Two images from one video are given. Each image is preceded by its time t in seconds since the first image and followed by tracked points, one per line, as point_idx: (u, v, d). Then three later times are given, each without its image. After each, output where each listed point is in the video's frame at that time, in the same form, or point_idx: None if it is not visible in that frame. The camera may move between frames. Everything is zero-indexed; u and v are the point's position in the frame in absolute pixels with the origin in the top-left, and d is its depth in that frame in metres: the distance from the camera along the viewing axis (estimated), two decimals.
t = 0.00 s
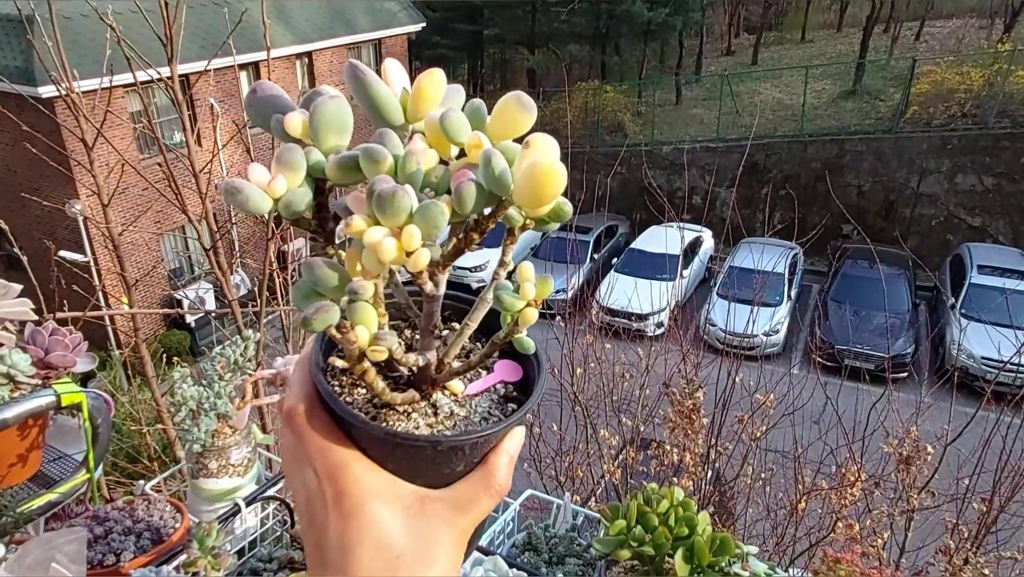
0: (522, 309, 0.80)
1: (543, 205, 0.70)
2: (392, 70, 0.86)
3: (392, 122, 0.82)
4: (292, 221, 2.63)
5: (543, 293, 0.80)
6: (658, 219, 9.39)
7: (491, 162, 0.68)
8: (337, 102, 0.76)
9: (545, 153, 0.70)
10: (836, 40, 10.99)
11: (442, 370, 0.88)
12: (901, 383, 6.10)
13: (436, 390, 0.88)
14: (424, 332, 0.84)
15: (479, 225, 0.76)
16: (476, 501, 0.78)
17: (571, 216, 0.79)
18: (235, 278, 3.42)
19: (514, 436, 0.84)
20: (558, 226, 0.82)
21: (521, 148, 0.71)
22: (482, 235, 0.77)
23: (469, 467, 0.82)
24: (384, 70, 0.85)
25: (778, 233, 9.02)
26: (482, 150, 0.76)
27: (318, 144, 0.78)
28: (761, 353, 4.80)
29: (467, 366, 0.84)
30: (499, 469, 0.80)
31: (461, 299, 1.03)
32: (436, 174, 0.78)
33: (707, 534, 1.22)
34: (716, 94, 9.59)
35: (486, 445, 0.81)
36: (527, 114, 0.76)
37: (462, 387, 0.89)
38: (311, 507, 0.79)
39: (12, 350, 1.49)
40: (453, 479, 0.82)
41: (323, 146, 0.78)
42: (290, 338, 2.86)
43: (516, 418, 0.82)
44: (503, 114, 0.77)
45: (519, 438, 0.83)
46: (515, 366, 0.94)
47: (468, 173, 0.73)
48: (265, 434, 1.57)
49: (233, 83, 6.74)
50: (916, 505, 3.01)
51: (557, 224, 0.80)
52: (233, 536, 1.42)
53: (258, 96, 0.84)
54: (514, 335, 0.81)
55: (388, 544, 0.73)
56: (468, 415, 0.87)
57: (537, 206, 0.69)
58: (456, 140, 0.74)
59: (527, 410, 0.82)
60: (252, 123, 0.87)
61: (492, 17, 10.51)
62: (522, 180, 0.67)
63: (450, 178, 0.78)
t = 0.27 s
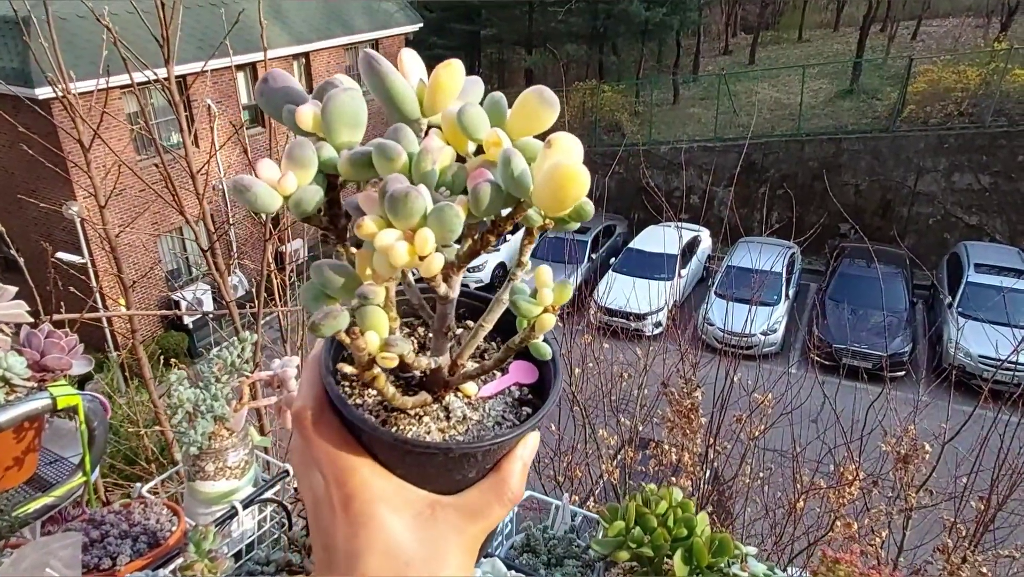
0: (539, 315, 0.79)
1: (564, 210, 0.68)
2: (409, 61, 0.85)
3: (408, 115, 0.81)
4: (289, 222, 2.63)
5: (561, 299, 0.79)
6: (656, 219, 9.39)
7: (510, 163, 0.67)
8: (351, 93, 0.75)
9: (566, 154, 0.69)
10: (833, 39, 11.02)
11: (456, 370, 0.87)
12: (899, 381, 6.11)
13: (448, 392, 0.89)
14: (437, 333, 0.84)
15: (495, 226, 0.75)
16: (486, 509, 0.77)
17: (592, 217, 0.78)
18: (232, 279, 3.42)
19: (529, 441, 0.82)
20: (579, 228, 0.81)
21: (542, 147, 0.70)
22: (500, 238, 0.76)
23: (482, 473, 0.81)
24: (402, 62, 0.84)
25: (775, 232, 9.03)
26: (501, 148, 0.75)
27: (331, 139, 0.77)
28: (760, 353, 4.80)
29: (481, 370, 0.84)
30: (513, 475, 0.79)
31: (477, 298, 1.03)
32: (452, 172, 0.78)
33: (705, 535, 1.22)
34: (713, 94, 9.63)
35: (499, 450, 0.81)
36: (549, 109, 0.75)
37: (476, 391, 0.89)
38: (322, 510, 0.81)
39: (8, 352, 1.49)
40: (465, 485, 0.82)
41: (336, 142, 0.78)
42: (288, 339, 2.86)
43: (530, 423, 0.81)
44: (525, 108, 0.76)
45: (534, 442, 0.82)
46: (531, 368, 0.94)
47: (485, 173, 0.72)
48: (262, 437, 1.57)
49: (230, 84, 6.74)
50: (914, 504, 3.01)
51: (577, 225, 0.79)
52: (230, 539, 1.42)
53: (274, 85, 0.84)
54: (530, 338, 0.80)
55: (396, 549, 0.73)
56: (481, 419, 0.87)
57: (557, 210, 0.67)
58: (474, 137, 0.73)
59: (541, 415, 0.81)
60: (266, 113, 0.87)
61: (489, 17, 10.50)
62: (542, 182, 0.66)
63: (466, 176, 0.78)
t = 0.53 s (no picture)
0: (540, 317, 0.78)
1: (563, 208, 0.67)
2: (405, 52, 0.84)
3: (402, 107, 0.81)
4: (287, 223, 2.63)
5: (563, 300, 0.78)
6: (653, 218, 9.40)
7: (504, 158, 0.66)
8: (341, 90, 0.74)
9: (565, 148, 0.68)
10: (829, 38, 11.03)
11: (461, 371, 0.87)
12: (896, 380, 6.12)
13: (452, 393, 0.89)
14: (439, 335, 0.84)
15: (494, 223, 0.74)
16: (493, 515, 0.79)
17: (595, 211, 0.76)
18: (230, 280, 3.42)
19: (536, 445, 0.83)
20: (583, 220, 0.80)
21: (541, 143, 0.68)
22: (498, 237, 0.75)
23: (486, 477, 0.82)
24: (397, 52, 0.84)
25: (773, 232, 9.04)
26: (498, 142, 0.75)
27: (323, 138, 0.77)
28: (758, 351, 4.80)
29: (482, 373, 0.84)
30: (519, 480, 0.80)
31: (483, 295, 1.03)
32: (447, 168, 0.77)
33: (703, 535, 1.22)
34: (710, 93, 9.66)
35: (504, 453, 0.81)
36: (549, 100, 0.74)
37: (481, 392, 0.89)
38: (324, 516, 0.81)
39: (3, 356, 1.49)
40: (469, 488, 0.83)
41: (327, 140, 0.77)
42: (286, 340, 2.86)
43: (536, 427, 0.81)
44: (524, 98, 0.75)
45: (541, 447, 0.83)
46: (538, 367, 0.94)
47: (481, 170, 0.72)
48: (259, 439, 1.56)
49: (226, 85, 6.72)
50: (913, 502, 3.02)
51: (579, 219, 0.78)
52: (227, 542, 1.41)
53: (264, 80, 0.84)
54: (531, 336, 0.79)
55: (403, 558, 0.74)
56: (486, 421, 0.87)
57: (554, 207, 0.66)
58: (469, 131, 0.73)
59: (547, 419, 0.81)
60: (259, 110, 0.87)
61: (486, 18, 10.50)
62: (538, 179, 0.65)
63: (462, 173, 0.77)
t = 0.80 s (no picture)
0: (548, 332, 0.79)
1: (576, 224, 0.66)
2: (418, 56, 0.84)
3: (414, 113, 0.80)
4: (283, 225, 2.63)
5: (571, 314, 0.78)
6: (650, 219, 9.41)
7: (515, 171, 0.65)
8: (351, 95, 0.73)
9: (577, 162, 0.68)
10: (825, 38, 11.05)
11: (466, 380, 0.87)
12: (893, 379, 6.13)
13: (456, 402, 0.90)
14: (446, 344, 0.85)
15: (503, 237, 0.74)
16: (496, 527, 0.78)
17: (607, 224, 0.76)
18: (226, 283, 3.42)
19: (540, 457, 0.83)
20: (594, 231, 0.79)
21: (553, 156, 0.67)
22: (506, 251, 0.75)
23: (490, 489, 0.81)
24: (410, 56, 0.83)
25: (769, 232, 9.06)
26: (509, 153, 0.74)
27: (331, 145, 0.77)
28: (755, 351, 4.81)
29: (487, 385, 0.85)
30: (522, 493, 0.80)
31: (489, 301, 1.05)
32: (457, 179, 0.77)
33: (699, 538, 1.22)
34: (706, 93, 9.68)
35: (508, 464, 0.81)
36: (563, 111, 0.73)
37: (486, 401, 0.90)
38: (326, 526, 0.81)
39: None
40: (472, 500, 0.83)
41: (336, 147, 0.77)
42: (283, 342, 2.86)
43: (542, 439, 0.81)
44: (536, 108, 0.74)
45: (546, 458, 0.83)
46: (545, 377, 0.95)
47: (491, 181, 0.71)
48: (253, 444, 1.57)
49: (222, 87, 6.71)
50: (909, 501, 3.03)
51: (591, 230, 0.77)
52: (222, 547, 1.41)
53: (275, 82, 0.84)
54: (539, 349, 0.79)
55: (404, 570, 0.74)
56: (492, 432, 0.87)
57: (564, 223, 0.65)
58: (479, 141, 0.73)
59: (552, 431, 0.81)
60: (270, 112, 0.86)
61: (482, 19, 10.51)
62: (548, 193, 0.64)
63: (472, 183, 0.78)
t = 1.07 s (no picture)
0: (562, 347, 0.78)
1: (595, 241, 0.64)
2: (433, 53, 0.82)
3: (428, 112, 0.79)
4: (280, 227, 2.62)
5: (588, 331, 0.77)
6: (648, 219, 9.41)
7: (533, 187, 0.63)
8: (362, 96, 0.71)
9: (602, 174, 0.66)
10: (822, 37, 11.05)
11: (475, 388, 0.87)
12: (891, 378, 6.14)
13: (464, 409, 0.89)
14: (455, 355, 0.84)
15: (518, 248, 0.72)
16: (502, 539, 0.79)
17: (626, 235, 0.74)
18: (224, 284, 3.41)
19: (550, 470, 0.82)
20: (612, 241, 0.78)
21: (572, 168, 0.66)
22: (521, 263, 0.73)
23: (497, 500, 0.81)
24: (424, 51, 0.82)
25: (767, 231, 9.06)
26: (526, 160, 0.73)
27: (342, 146, 0.75)
28: (753, 351, 4.81)
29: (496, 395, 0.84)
30: (531, 507, 0.79)
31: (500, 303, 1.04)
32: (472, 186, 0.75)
33: (697, 541, 1.21)
34: (704, 93, 9.69)
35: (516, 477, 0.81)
36: (584, 115, 0.71)
37: (496, 409, 0.89)
38: (331, 533, 0.82)
39: None
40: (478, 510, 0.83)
41: (348, 151, 0.76)
42: (281, 344, 2.85)
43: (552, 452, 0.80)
44: (557, 113, 0.72)
45: (554, 471, 0.82)
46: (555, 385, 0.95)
47: (506, 195, 0.70)
48: (250, 447, 1.55)
49: (219, 89, 6.70)
50: (908, 501, 3.03)
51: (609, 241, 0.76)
52: (219, 551, 1.41)
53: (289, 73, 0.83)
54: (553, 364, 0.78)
55: None
56: (500, 443, 0.87)
57: (585, 241, 0.64)
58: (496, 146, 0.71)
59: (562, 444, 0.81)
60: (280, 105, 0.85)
61: (480, 19, 10.51)
62: (566, 208, 0.62)
63: (487, 190, 0.76)
